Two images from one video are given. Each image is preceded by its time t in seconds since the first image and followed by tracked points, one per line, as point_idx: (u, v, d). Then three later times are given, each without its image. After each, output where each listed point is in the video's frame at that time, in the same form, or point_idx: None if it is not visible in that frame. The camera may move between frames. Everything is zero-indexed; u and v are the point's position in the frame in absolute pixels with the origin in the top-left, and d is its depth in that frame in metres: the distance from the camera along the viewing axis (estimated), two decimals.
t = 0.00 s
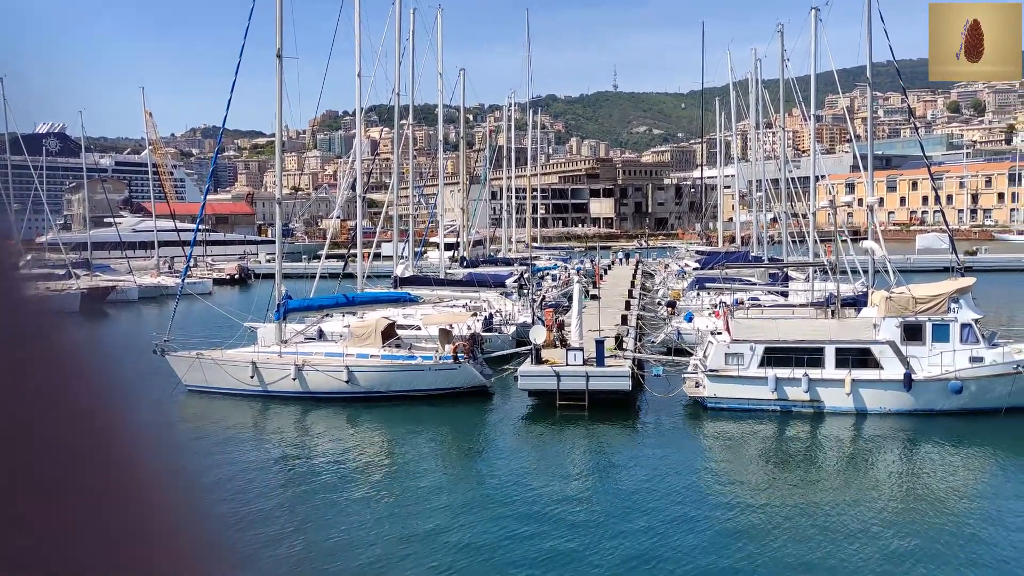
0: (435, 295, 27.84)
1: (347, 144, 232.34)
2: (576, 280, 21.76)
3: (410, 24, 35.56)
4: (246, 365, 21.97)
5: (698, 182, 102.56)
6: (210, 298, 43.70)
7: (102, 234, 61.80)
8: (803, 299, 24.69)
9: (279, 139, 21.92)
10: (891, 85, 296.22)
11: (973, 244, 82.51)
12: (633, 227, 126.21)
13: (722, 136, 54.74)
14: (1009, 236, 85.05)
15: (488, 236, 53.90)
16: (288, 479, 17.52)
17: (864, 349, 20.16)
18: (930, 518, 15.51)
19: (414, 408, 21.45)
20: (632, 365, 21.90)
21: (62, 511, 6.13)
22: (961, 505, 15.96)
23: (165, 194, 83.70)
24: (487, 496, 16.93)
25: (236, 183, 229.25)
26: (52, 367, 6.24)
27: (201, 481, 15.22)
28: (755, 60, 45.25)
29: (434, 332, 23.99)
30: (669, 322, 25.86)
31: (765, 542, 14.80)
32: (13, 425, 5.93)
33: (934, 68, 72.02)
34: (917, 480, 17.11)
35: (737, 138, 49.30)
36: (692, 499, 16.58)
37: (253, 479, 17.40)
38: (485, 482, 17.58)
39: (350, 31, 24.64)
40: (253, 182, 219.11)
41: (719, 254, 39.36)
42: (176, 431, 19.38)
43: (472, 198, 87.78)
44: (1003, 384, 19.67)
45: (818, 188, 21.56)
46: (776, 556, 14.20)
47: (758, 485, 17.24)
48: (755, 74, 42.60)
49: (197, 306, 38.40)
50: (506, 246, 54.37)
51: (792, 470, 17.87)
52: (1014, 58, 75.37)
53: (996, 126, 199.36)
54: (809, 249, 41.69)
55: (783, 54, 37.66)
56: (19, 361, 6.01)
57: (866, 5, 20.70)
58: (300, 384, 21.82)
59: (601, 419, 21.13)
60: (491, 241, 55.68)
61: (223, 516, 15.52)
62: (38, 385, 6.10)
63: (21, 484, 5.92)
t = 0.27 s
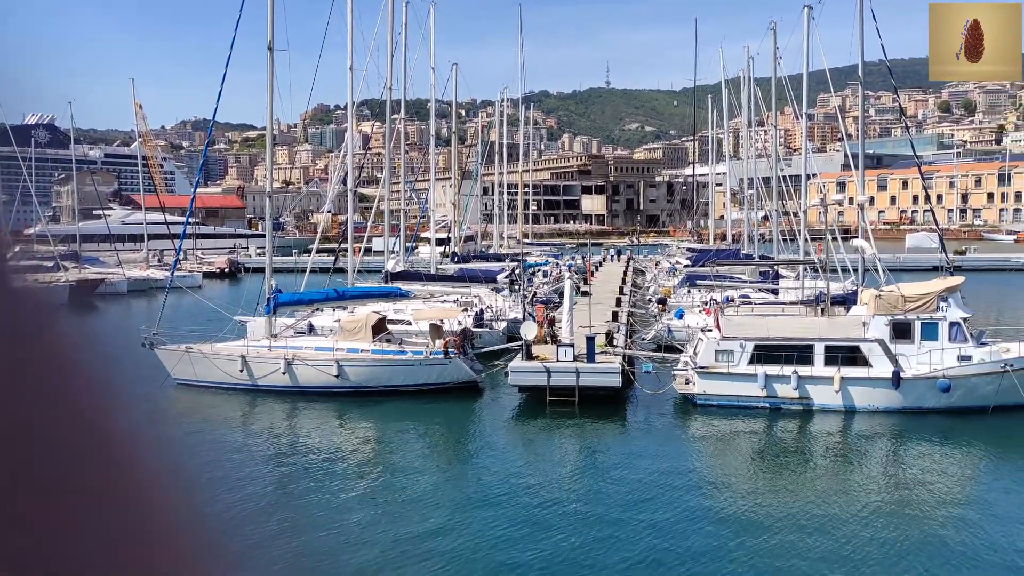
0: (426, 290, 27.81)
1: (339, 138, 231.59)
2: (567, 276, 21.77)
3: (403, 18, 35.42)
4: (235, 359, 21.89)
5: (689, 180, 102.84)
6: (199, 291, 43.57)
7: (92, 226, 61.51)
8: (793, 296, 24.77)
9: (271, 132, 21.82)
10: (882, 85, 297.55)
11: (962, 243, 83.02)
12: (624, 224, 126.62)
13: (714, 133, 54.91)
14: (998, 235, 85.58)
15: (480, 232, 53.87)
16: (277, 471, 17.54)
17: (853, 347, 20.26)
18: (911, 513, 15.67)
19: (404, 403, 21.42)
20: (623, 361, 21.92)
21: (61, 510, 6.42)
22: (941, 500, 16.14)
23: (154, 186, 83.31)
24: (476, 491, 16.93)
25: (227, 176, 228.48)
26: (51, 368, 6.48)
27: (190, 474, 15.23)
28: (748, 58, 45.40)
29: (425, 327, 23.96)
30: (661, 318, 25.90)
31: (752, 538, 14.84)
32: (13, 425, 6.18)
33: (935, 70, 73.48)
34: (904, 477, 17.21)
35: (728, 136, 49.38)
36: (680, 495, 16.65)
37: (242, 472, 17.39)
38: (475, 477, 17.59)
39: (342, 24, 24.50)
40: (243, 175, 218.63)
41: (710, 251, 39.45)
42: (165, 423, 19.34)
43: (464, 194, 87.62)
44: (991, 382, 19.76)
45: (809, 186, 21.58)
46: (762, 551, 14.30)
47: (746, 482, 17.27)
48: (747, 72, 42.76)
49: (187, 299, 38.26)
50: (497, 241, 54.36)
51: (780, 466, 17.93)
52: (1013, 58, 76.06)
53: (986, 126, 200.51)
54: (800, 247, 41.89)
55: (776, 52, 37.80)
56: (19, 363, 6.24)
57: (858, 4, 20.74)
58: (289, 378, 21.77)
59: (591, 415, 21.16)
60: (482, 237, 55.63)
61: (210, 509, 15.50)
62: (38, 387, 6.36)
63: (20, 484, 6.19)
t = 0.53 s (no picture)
0: (421, 284, 27.81)
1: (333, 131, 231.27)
2: (561, 270, 21.77)
3: (399, 10, 35.30)
4: (229, 350, 21.86)
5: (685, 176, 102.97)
6: (192, 283, 43.51)
7: (85, 217, 61.34)
8: (787, 292, 24.82)
9: (265, 124, 21.74)
10: (877, 83, 298.21)
11: (955, 240, 83.32)
12: (619, 219, 126.83)
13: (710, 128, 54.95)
14: (991, 233, 85.88)
15: (474, 226, 53.85)
16: (270, 463, 17.55)
17: (846, 343, 20.31)
18: (902, 510, 15.71)
19: (397, 396, 21.43)
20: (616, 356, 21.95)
21: (61, 510, 6.43)
22: (932, 496, 16.18)
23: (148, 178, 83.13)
24: (469, 484, 16.95)
25: (221, 168, 227.85)
26: (51, 367, 6.37)
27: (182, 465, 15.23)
28: (744, 54, 45.46)
29: (419, 320, 23.96)
30: (654, 313, 25.94)
31: (743, 532, 14.88)
32: (13, 426, 6.14)
33: (935, 69, 73.94)
34: (896, 473, 17.26)
35: (723, 132, 49.37)
36: (671, 490, 16.68)
37: (235, 464, 17.39)
38: (468, 470, 17.63)
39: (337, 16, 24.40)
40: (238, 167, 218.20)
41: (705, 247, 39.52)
42: (158, 415, 19.32)
43: (459, 188, 87.49)
44: (983, 379, 19.82)
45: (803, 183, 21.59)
46: (754, 546, 14.34)
47: (738, 477, 17.30)
48: (744, 68, 42.79)
49: (180, 291, 38.20)
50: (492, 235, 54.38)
51: (773, 462, 17.96)
52: (1012, 58, 76.28)
53: (980, 124, 201.15)
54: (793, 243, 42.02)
55: (772, 48, 37.84)
56: (19, 362, 6.11)
57: None
58: (282, 371, 21.75)
59: (584, 409, 21.18)
60: (477, 231, 55.58)
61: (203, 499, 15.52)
62: (39, 386, 6.26)
63: (21, 484, 6.15)
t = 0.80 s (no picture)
0: (419, 278, 27.82)
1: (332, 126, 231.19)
2: (560, 265, 21.76)
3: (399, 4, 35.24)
4: (228, 345, 21.88)
5: (684, 172, 102.94)
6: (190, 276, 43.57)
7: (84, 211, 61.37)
8: (785, 289, 24.82)
9: (264, 118, 21.71)
10: (877, 79, 298.00)
11: (954, 237, 83.40)
12: (618, 215, 126.91)
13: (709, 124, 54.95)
14: (989, 229, 85.89)
15: (473, 221, 53.85)
16: (269, 457, 17.58)
17: (844, 340, 20.31)
18: (897, 505, 15.76)
19: (396, 391, 21.45)
20: (614, 351, 21.95)
21: (62, 511, 6.48)
22: (927, 492, 16.22)
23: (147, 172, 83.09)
24: (466, 479, 16.97)
25: (220, 163, 227.78)
26: (58, 369, 6.34)
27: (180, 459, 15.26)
28: (744, 49, 45.43)
29: (417, 315, 23.97)
30: (653, 309, 25.96)
31: (739, 528, 14.90)
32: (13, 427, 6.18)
33: (936, 70, 73.87)
34: (892, 470, 17.26)
35: (722, 128, 49.33)
36: (668, 485, 16.68)
37: (233, 458, 17.42)
38: (466, 465, 17.65)
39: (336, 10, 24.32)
40: (237, 162, 218.13)
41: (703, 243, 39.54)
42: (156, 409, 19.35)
43: (458, 182, 87.50)
44: (980, 376, 19.82)
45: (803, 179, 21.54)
46: (750, 541, 14.36)
47: (734, 473, 17.31)
48: (743, 63, 42.75)
49: (178, 284, 38.23)
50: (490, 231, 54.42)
51: (769, 458, 17.96)
52: (1013, 57, 76.20)
53: (980, 121, 201.09)
54: (792, 239, 42.06)
55: (772, 44, 37.82)
56: (22, 361, 6.04)
57: None
58: (281, 365, 21.77)
59: (581, 404, 21.20)
60: (475, 226, 55.62)
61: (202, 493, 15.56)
62: (46, 387, 6.23)
63: (23, 484, 6.09)
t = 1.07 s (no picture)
0: (420, 273, 27.83)
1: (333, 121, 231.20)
2: (560, 261, 21.73)
3: None
4: (228, 339, 21.91)
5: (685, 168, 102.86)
6: (191, 271, 43.67)
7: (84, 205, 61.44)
8: (785, 284, 24.79)
9: (265, 113, 21.70)
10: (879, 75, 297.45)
11: (954, 233, 83.29)
12: (618, 210, 126.95)
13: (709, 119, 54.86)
14: (990, 225, 85.80)
15: (473, 216, 53.86)
16: (269, 451, 17.63)
17: (844, 336, 20.30)
18: (898, 501, 15.76)
19: (396, 385, 21.49)
20: (614, 346, 21.95)
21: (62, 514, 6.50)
22: (928, 488, 16.23)
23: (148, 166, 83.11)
24: (465, 473, 16.99)
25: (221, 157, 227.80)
26: (64, 369, 6.24)
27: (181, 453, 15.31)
28: (744, 44, 45.35)
29: (417, 310, 23.99)
30: (653, 304, 25.95)
31: (738, 524, 14.91)
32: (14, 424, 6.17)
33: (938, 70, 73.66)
34: (892, 466, 17.24)
35: (723, 123, 49.27)
36: (668, 481, 16.67)
37: (233, 451, 17.47)
38: (465, 459, 17.68)
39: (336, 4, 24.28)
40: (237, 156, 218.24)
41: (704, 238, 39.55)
42: (157, 404, 19.37)
43: (458, 178, 87.45)
44: (980, 372, 19.81)
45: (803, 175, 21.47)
46: (749, 537, 14.39)
47: (734, 469, 17.29)
48: (744, 58, 42.68)
49: (178, 279, 38.28)
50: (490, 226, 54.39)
51: (769, 454, 17.94)
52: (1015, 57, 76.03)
53: (982, 116, 200.76)
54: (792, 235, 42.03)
55: (773, 39, 37.75)
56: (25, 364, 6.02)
57: None
58: (281, 359, 21.80)
59: (581, 399, 21.21)
60: (475, 221, 55.63)
61: (202, 487, 15.61)
62: (52, 388, 6.11)
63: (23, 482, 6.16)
